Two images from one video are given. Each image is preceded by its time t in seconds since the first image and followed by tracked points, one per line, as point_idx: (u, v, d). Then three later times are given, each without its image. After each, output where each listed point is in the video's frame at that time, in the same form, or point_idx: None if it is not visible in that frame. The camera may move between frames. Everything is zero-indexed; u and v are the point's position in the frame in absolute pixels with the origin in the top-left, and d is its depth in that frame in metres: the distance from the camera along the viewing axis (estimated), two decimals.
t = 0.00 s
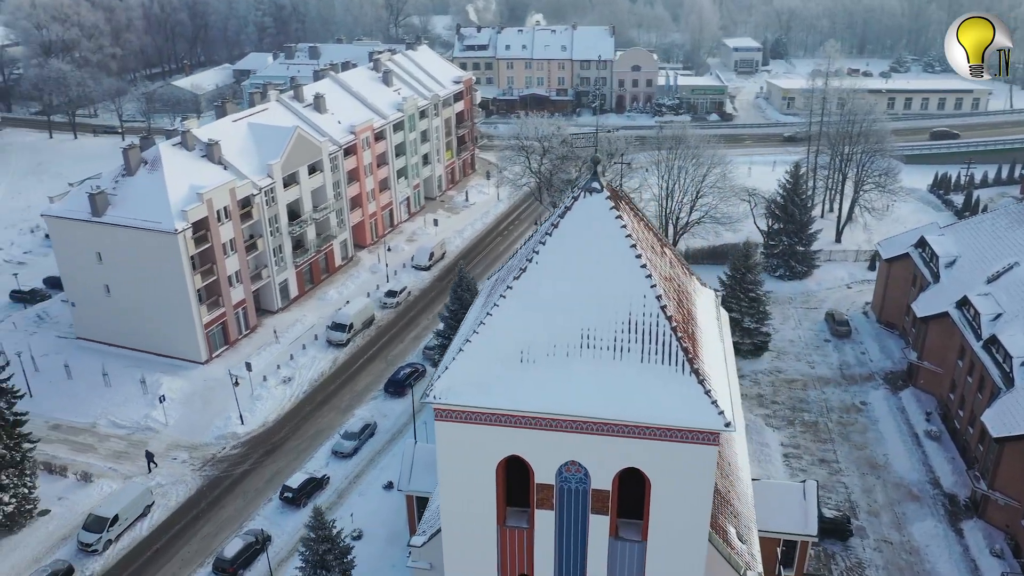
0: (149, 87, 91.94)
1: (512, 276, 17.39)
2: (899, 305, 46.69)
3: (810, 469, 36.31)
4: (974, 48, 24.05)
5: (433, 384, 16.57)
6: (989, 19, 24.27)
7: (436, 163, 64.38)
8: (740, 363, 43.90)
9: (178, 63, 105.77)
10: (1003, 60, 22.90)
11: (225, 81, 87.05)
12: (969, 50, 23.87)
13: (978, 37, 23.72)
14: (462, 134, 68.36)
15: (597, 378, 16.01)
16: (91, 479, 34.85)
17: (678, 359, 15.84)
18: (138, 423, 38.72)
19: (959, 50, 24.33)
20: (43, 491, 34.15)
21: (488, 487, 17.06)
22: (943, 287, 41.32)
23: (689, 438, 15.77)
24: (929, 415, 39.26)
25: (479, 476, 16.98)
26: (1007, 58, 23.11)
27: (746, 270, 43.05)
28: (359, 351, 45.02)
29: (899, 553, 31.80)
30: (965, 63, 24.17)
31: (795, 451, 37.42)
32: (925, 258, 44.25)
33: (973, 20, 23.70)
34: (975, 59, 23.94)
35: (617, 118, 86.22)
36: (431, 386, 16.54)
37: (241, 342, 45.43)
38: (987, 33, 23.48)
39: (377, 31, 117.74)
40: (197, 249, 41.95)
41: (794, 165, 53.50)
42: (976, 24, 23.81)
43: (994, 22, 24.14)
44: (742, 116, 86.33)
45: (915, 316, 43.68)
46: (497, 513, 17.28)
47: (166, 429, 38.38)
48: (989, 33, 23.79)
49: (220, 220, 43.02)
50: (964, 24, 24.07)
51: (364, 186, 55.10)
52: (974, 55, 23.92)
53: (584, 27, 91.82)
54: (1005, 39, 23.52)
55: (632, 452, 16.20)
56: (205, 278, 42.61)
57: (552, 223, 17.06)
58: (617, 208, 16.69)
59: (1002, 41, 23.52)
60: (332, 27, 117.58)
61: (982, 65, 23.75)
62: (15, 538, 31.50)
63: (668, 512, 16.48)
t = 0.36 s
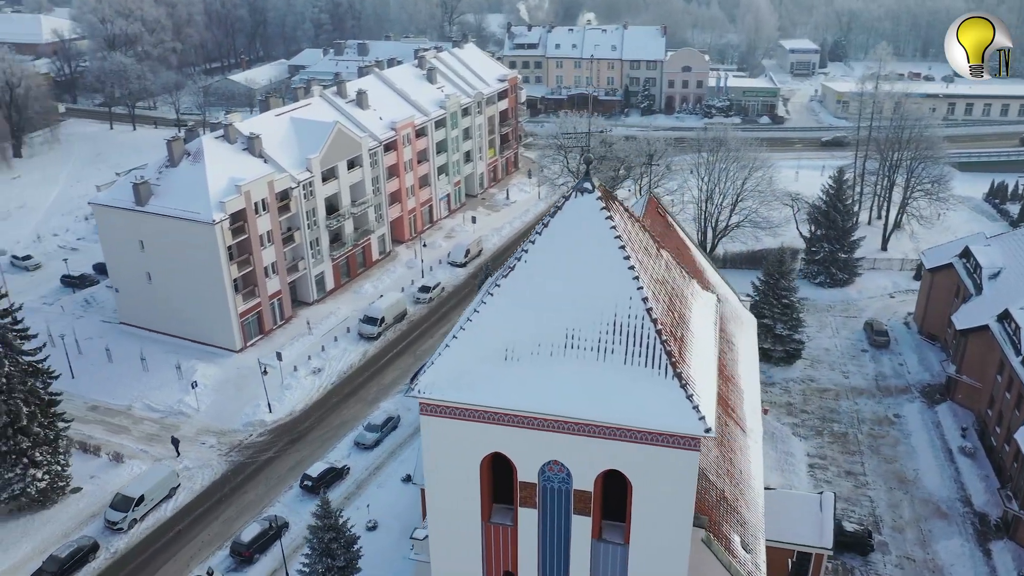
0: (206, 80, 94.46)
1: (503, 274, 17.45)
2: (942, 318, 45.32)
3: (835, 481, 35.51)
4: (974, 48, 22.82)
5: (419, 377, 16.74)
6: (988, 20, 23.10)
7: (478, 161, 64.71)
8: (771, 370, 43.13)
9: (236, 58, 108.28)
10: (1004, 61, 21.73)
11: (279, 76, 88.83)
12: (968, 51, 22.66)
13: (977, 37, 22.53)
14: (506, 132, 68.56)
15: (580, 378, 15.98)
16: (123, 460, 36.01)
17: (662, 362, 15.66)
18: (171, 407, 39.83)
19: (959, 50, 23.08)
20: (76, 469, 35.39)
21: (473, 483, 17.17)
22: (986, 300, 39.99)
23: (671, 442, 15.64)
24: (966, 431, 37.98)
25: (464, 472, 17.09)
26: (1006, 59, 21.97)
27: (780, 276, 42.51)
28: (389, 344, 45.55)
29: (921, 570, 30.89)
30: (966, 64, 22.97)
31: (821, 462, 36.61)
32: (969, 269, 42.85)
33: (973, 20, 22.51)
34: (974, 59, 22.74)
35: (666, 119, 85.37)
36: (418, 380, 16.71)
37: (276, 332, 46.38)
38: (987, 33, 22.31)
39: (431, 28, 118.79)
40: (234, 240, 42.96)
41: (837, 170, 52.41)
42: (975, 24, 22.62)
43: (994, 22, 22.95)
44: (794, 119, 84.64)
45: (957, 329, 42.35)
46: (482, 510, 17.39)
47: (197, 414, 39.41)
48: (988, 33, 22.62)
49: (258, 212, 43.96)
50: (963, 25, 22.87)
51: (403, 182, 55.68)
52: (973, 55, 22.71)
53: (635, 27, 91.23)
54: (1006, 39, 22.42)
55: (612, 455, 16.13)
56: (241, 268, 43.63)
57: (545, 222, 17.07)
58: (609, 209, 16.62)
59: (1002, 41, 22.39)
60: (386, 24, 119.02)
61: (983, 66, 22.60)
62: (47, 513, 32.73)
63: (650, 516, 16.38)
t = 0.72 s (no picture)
0: (266, 74, 96.63)
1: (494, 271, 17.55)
2: (988, 332, 43.75)
3: (861, 495, 34.59)
4: (975, 48, 22.40)
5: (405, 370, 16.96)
6: (988, 19, 22.72)
7: (522, 159, 64.78)
8: (804, 379, 42.18)
9: (296, 53, 110.42)
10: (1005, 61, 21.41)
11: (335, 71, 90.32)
12: (968, 50, 22.25)
13: (979, 39, 22.15)
14: (552, 131, 68.50)
15: (558, 376, 15.97)
16: (155, 441, 37.16)
17: (641, 364, 15.56)
18: (205, 391, 40.93)
19: (959, 50, 22.66)
20: (111, 447, 36.67)
21: (455, 478, 17.29)
22: None
23: (648, 446, 15.50)
24: (1004, 450, 36.58)
25: (446, 466, 17.22)
26: (1008, 58, 21.65)
27: (815, 283, 41.52)
28: (421, 338, 45.94)
29: None
30: (966, 64, 22.57)
31: (848, 475, 35.74)
32: (1018, 282, 41.25)
33: (973, 20, 22.09)
34: (976, 60, 22.33)
35: (719, 121, 84.14)
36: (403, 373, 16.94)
37: (311, 322, 47.25)
38: (988, 33, 21.91)
39: (488, 26, 119.26)
40: (273, 230, 43.97)
41: (886, 176, 50.95)
42: (976, 24, 22.20)
43: (994, 22, 22.58)
44: (852, 123, 82.52)
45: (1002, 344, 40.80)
46: (465, 504, 17.50)
47: (229, 400, 40.44)
48: (989, 33, 22.23)
49: (297, 204, 44.87)
50: (964, 24, 22.43)
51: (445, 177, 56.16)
52: (973, 55, 22.32)
53: (691, 27, 90.14)
54: (1006, 40, 22.06)
55: (590, 455, 16.06)
56: (279, 259, 44.59)
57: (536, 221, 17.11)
58: (598, 210, 16.58)
59: (1003, 41, 21.99)
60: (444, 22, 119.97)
61: (983, 66, 22.21)
62: (80, 488, 33.99)
63: (628, 519, 16.25)
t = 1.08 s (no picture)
0: (321, 69, 98.34)
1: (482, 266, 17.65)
2: None
3: (886, 509, 33.69)
4: (975, 48, 21.67)
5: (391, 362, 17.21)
6: (990, 19, 21.94)
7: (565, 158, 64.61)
8: (836, 389, 41.21)
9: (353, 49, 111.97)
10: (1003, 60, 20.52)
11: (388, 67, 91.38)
12: (967, 50, 21.51)
13: (978, 38, 21.35)
14: (597, 130, 68.14)
15: (536, 373, 15.99)
16: (186, 423, 38.23)
17: (617, 365, 15.47)
18: (238, 377, 41.96)
19: (959, 50, 21.96)
20: (144, 428, 37.88)
21: (437, 470, 17.44)
22: None
23: (622, 446, 15.39)
24: None
25: (428, 459, 17.39)
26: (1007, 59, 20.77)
27: (851, 291, 40.94)
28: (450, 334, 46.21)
29: None
30: (965, 64, 21.83)
31: (874, 489, 34.84)
32: None
33: (973, 20, 21.34)
34: (975, 60, 21.57)
35: (772, 123, 82.59)
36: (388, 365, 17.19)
37: (345, 314, 48.00)
38: (987, 33, 21.10)
39: (544, 24, 119.23)
40: (309, 222, 44.78)
41: (934, 183, 49.41)
42: (976, 24, 21.46)
43: (995, 21, 21.82)
44: (910, 129, 80.12)
45: None
46: (446, 497, 17.64)
47: (260, 386, 41.37)
48: (989, 33, 21.44)
49: (334, 197, 45.59)
50: (964, 24, 21.71)
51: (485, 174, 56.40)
52: (973, 55, 21.56)
53: (746, 28, 88.67)
54: (1007, 39, 21.19)
55: (566, 454, 16.03)
56: (314, 250, 45.42)
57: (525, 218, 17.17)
58: (585, 209, 16.54)
59: (1003, 41, 21.18)
60: (500, 20, 120.29)
61: (982, 66, 21.41)
62: (112, 466, 35.23)
63: (603, 520, 16.16)
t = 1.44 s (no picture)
0: (373, 65, 99.67)
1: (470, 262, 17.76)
2: None
3: (908, 525, 32.70)
4: (975, 48, 24.13)
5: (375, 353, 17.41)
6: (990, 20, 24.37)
7: (606, 158, 64.28)
8: (867, 401, 40.22)
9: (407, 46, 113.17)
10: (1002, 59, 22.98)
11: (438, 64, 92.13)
12: (968, 50, 23.98)
13: (978, 37, 23.78)
14: (641, 130, 67.65)
15: (512, 370, 16.03)
16: (213, 408, 39.18)
17: (592, 364, 15.42)
18: (267, 366, 42.87)
19: (960, 50, 24.45)
20: (174, 412, 38.97)
21: (418, 463, 17.61)
22: None
23: (594, 446, 15.34)
24: None
25: (409, 452, 17.56)
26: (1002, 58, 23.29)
27: (885, 300, 40.04)
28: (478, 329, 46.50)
29: None
30: (966, 63, 24.32)
31: (897, 503, 33.84)
32: None
33: (973, 21, 23.74)
34: (974, 59, 24.08)
35: (823, 127, 80.93)
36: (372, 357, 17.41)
37: (376, 307, 48.62)
38: (986, 33, 23.54)
39: (598, 23, 118.85)
40: (343, 215, 45.45)
41: (981, 191, 47.62)
42: (976, 24, 23.85)
43: (994, 22, 24.24)
44: (969, 135, 77.68)
45: None
46: (428, 489, 17.80)
47: (288, 375, 42.21)
48: (990, 33, 23.87)
49: (368, 191, 46.22)
50: (965, 25, 24.12)
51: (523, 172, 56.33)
52: (973, 54, 24.04)
53: (801, 28, 86.98)
54: (1006, 39, 23.61)
55: (540, 452, 16.04)
56: (348, 243, 46.15)
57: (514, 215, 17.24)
58: (570, 207, 16.53)
59: (1001, 41, 23.59)
60: (554, 18, 120.35)
61: (981, 65, 23.93)
62: (141, 447, 36.36)
63: (577, 519, 16.12)
